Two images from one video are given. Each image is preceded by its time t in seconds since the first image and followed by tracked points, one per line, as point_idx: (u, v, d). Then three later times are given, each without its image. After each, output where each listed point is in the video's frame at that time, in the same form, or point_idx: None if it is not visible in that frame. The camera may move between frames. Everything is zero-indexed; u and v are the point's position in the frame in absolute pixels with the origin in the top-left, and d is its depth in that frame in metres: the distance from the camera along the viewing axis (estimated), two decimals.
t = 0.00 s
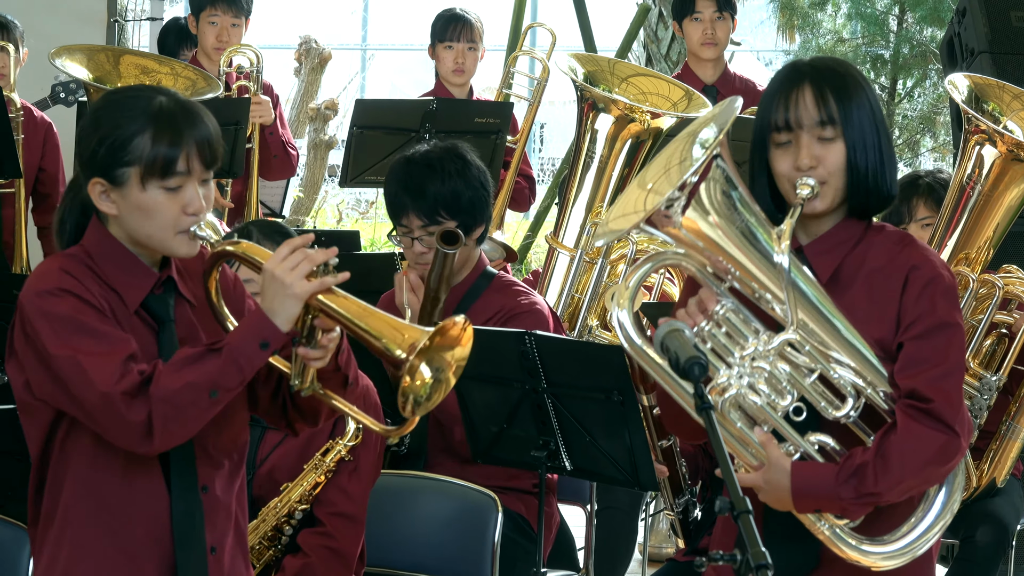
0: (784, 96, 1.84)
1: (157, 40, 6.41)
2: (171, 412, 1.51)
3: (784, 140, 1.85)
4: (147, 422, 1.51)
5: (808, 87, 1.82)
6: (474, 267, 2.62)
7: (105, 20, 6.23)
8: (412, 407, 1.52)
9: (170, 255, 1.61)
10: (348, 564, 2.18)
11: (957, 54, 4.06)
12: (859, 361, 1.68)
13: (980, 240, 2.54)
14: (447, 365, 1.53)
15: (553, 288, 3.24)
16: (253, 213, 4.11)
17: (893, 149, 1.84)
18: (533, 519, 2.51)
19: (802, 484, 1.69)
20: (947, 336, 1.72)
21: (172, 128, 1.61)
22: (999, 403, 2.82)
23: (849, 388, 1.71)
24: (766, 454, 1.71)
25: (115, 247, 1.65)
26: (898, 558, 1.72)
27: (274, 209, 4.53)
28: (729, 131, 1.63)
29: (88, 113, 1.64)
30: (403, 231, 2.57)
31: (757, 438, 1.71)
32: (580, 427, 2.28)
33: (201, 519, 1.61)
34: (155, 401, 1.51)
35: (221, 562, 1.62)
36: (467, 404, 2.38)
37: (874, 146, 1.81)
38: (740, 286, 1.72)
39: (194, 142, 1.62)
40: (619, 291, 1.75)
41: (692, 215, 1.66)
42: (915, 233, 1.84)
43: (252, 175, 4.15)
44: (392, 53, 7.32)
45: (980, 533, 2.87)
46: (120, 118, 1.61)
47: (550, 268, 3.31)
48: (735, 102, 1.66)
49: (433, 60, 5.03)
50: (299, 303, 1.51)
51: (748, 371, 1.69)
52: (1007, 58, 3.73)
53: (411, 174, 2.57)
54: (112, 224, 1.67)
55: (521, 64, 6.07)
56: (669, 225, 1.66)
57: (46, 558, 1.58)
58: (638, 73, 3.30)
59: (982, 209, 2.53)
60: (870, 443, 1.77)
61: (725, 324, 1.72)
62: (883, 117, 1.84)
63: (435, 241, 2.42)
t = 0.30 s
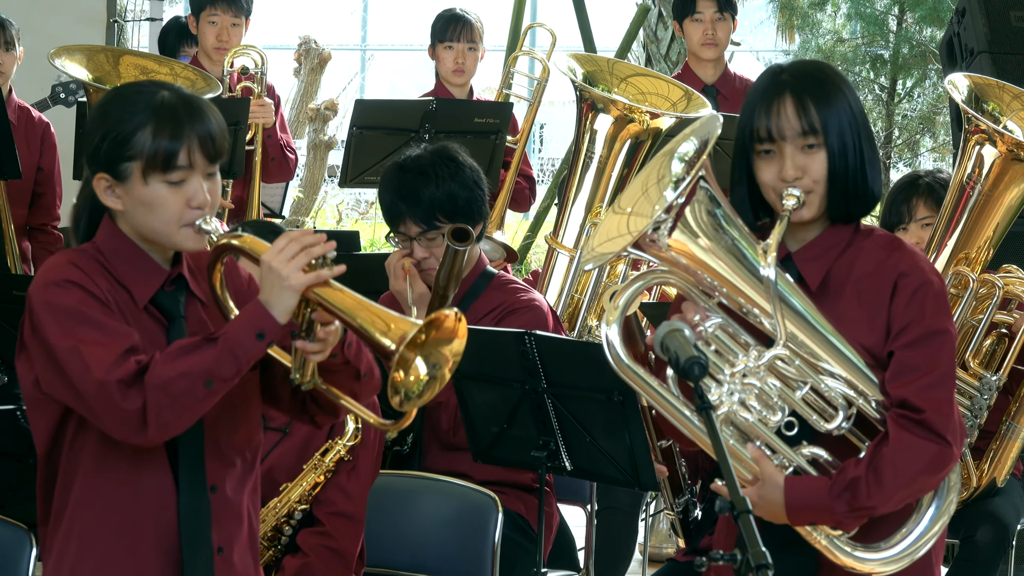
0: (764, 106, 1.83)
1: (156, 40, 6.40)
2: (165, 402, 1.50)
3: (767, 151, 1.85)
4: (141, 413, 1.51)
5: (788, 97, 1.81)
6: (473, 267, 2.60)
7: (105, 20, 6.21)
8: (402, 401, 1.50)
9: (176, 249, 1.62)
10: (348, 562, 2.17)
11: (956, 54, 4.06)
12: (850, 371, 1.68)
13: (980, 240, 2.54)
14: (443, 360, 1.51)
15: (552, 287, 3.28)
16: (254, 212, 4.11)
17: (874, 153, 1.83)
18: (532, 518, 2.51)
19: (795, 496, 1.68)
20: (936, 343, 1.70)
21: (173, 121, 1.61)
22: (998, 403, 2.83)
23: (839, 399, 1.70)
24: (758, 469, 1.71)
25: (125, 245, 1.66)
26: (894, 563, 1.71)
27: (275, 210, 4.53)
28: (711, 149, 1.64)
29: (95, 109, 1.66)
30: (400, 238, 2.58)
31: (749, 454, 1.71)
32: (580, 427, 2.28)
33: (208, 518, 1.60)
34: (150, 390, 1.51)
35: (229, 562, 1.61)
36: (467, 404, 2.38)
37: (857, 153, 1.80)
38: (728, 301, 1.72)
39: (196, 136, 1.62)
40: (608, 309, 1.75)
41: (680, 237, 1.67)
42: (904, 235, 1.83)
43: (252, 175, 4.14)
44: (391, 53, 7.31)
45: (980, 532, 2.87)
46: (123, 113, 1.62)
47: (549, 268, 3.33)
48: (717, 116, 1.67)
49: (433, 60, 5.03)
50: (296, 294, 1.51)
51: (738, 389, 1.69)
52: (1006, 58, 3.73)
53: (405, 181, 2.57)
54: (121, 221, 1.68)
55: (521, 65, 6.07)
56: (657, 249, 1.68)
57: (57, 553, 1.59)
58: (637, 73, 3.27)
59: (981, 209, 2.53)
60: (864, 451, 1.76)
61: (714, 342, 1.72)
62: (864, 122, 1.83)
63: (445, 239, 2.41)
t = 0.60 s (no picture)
0: (757, 106, 1.83)
1: (158, 41, 6.40)
2: (167, 369, 1.48)
3: (760, 150, 1.84)
4: (143, 382, 1.49)
5: (781, 96, 1.81)
6: (475, 267, 2.60)
7: (106, 21, 6.20)
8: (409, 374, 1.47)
9: (186, 239, 1.62)
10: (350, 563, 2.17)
11: (957, 53, 4.06)
12: (839, 374, 1.68)
13: (981, 239, 2.54)
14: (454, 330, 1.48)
15: (553, 288, 3.29)
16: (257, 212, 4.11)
17: (868, 151, 1.83)
18: (534, 518, 2.51)
19: (777, 497, 1.69)
20: (923, 346, 1.70)
21: (177, 111, 1.61)
22: (999, 402, 2.83)
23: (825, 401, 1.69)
24: (742, 470, 1.72)
25: (138, 237, 1.66)
26: (886, 561, 1.69)
27: (277, 210, 4.54)
28: (697, 148, 1.66)
29: (103, 103, 1.67)
30: (399, 234, 2.56)
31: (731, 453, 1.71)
32: (581, 428, 2.29)
33: (216, 514, 1.60)
34: (151, 359, 1.49)
35: (237, 558, 1.61)
36: (467, 404, 2.38)
37: (850, 153, 1.80)
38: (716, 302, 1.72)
39: (201, 124, 1.62)
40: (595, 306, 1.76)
41: (665, 235, 1.68)
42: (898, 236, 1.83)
43: (255, 174, 4.14)
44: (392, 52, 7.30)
45: (981, 532, 2.86)
46: (127, 103, 1.63)
47: (551, 268, 3.36)
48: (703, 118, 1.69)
49: (433, 60, 5.03)
50: (301, 271, 1.50)
51: (723, 390, 1.69)
52: (1007, 57, 3.73)
53: (405, 177, 2.57)
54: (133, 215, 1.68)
55: (522, 64, 6.07)
56: (640, 247, 1.69)
57: (68, 544, 1.58)
58: (638, 72, 3.27)
59: (982, 208, 2.54)
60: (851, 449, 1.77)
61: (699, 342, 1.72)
62: (858, 121, 1.82)
63: (440, 238, 2.44)
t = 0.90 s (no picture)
0: (752, 104, 1.83)
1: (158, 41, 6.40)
2: (175, 341, 1.47)
3: (755, 148, 1.84)
4: (150, 356, 1.47)
5: (776, 94, 1.81)
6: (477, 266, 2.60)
7: (105, 21, 6.19)
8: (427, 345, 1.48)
9: (194, 233, 1.61)
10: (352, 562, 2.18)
11: (957, 52, 4.06)
12: (827, 374, 1.69)
13: (981, 239, 2.54)
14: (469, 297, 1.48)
15: (553, 287, 3.30)
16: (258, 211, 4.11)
17: (863, 150, 1.82)
18: (534, 519, 2.51)
19: (758, 495, 1.69)
20: (910, 347, 1.69)
21: (182, 106, 1.62)
22: (999, 401, 2.83)
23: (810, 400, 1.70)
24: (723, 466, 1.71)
25: (147, 237, 1.66)
26: (875, 557, 1.69)
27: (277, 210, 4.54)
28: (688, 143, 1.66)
29: (109, 101, 1.68)
30: (397, 229, 2.56)
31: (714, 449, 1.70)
32: (581, 428, 2.29)
33: (225, 511, 1.60)
34: (158, 332, 1.47)
35: (245, 555, 1.61)
36: (467, 404, 2.39)
37: (844, 152, 1.80)
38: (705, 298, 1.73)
39: (207, 120, 1.62)
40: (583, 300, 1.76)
41: (650, 225, 1.69)
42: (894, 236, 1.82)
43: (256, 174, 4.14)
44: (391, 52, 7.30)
45: (981, 531, 2.86)
46: (133, 100, 1.63)
47: (550, 269, 3.35)
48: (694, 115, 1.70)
49: (433, 60, 5.03)
50: (311, 249, 1.50)
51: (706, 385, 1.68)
52: (1006, 57, 3.73)
53: (406, 173, 2.57)
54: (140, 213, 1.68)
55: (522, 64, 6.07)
56: (626, 238, 1.70)
57: (77, 538, 1.58)
58: (637, 72, 3.27)
59: (982, 209, 2.54)
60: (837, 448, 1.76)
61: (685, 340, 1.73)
62: (854, 121, 1.82)
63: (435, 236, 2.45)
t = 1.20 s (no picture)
0: (750, 99, 1.83)
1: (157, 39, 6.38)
2: (195, 334, 1.47)
3: (752, 143, 1.85)
4: (171, 350, 1.47)
5: (773, 89, 1.81)
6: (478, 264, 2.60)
7: (104, 19, 6.19)
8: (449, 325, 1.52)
9: (203, 228, 1.61)
10: (350, 562, 2.19)
11: (956, 49, 4.06)
12: (818, 372, 1.69)
13: (980, 236, 2.54)
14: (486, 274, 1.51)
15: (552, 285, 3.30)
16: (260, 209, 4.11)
17: (860, 148, 1.82)
18: (533, 517, 2.51)
19: (745, 490, 1.68)
20: (902, 345, 1.69)
21: (192, 101, 1.62)
22: (999, 398, 2.83)
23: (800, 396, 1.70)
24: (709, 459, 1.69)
25: (155, 236, 1.65)
26: (869, 550, 1.70)
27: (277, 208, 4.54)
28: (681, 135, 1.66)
29: (119, 97, 1.68)
30: (397, 219, 2.56)
31: (700, 442, 1.69)
32: (581, 425, 2.29)
33: (234, 510, 1.59)
34: (178, 326, 1.47)
35: (254, 554, 1.61)
36: (467, 404, 2.38)
37: (840, 149, 1.80)
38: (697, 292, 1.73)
39: (217, 116, 1.63)
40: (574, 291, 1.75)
41: (642, 216, 1.68)
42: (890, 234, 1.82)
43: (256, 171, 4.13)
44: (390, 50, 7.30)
45: (980, 529, 2.86)
46: (141, 96, 1.63)
47: (549, 266, 3.35)
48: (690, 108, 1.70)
49: (432, 58, 5.03)
50: (327, 235, 1.50)
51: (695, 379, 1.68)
52: (1005, 54, 3.73)
53: (410, 164, 2.57)
54: (148, 210, 1.67)
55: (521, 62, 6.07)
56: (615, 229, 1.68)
57: (86, 534, 1.58)
58: (638, 69, 3.28)
59: (981, 206, 2.54)
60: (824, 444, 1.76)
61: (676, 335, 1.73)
62: (853, 118, 1.82)
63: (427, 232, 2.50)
